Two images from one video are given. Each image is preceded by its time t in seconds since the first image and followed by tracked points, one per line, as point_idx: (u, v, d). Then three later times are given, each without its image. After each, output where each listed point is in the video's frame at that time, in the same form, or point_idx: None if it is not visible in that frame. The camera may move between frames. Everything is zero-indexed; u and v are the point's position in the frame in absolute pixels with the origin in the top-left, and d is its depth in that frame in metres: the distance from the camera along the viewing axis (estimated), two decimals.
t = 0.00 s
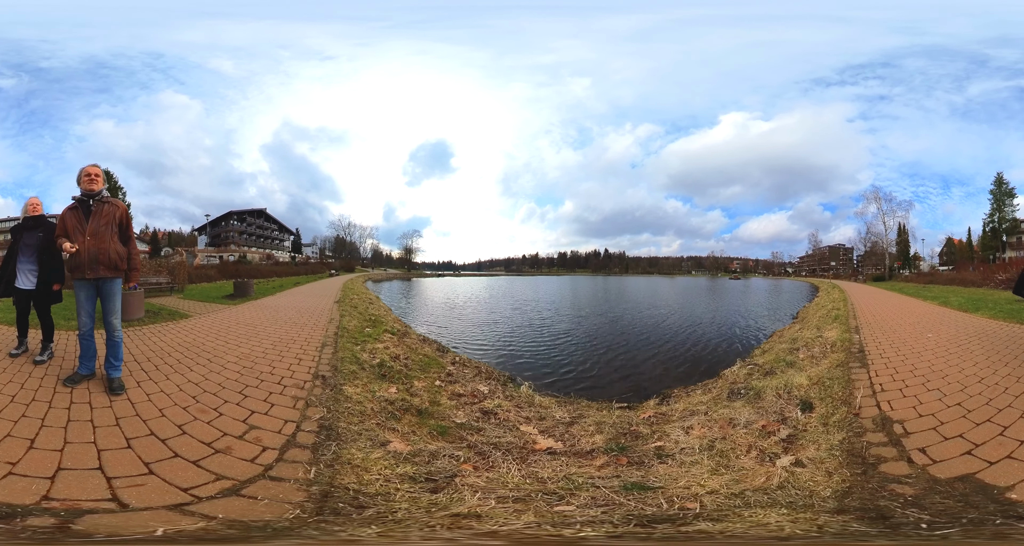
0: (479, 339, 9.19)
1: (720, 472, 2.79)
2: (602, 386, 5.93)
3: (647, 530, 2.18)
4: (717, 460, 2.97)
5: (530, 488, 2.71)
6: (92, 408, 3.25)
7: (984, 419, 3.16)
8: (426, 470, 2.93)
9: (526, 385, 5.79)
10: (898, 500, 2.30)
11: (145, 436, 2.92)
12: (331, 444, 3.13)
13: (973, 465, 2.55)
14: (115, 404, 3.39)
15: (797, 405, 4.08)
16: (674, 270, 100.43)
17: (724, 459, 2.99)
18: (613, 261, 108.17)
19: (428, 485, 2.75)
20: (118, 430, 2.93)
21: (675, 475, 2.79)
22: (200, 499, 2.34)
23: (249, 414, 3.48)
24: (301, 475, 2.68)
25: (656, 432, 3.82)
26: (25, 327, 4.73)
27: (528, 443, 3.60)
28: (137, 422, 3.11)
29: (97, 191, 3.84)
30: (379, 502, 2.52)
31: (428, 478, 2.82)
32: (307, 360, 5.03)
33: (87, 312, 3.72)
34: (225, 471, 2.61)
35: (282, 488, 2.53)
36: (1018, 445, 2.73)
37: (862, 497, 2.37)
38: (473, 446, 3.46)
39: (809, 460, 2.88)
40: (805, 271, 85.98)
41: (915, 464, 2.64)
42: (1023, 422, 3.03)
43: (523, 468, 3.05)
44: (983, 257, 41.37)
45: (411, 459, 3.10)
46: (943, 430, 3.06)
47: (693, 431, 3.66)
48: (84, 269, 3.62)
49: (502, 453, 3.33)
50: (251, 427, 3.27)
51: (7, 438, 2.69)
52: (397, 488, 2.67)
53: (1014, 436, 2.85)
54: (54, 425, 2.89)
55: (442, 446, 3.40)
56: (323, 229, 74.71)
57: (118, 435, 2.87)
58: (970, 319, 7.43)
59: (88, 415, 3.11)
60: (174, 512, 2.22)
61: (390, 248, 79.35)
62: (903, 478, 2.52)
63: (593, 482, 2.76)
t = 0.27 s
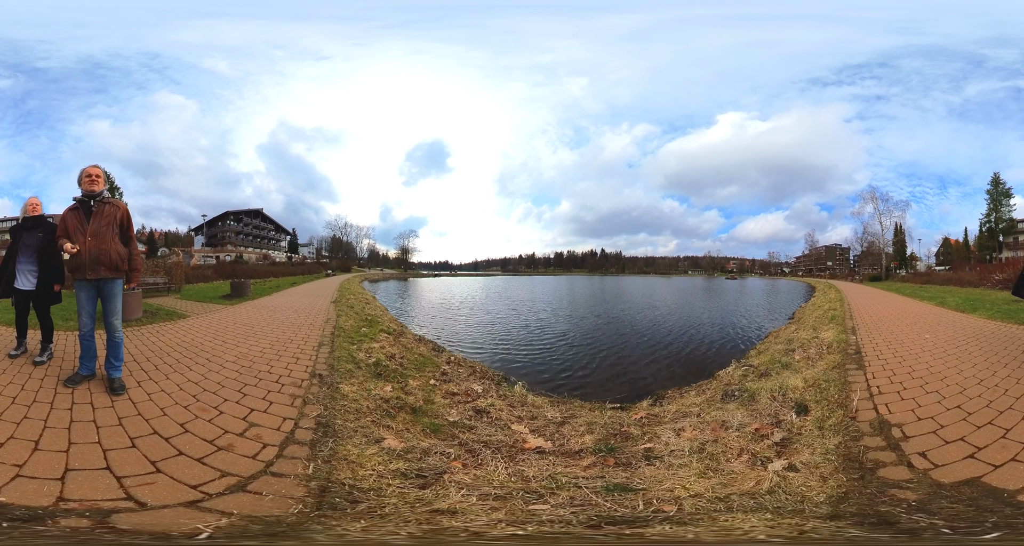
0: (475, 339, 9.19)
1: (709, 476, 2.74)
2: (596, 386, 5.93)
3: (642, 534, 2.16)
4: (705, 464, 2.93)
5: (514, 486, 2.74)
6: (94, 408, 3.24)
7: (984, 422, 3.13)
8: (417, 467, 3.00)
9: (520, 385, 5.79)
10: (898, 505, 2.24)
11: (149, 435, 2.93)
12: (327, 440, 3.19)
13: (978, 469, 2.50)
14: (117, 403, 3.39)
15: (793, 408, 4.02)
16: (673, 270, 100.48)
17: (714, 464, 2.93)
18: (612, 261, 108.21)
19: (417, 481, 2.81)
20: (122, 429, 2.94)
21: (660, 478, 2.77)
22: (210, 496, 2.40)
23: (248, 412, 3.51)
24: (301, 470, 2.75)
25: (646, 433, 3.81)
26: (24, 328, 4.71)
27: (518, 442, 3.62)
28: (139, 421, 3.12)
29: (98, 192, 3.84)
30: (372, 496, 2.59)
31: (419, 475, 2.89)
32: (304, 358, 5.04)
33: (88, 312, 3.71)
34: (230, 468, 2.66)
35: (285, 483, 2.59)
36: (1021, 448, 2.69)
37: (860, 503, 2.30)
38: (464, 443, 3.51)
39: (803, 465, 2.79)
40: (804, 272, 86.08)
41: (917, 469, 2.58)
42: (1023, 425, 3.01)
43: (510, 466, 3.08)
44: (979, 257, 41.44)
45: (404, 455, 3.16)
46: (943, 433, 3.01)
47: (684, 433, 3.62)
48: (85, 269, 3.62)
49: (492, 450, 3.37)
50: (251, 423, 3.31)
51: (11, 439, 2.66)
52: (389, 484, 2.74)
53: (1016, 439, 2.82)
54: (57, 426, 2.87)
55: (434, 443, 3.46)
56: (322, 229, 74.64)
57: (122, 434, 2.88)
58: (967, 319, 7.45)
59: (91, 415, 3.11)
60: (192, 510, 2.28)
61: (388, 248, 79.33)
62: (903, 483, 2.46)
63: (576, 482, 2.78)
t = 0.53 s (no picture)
0: (472, 339, 9.19)
1: (699, 477, 2.73)
2: (591, 387, 5.92)
3: (635, 533, 2.17)
4: (697, 465, 2.92)
5: (503, 485, 2.73)
6: (94, 408, 3.23)
7: (982, 424, 3.13)
8: (411, 465, 3.01)
9: (515, 384, 5.79)
10: (894, 509, 2.24)
11: (150, 434, 2.93)
12: (325, 438, 3.20)
13: (979, 471, 2.49)
14: (117, 403, 3.38)
15: (788, 409, 4.01)
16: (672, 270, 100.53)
17: (705, 465, 2.92)
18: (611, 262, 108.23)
19: (411, 478, 2.82)
20: (123, 429, 2.93)
21: (649, 479, 2.77)
22: (215, 494, 2.41)
23: (247, 411, 3.51)
24: (301, 468, 2.76)
25: (640, 434, 3.81)
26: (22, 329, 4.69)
27: (511, 440, 3.63)
28: (139, 421, 3.11)
29: (97, 193, 3.84)
30: (367, 493, 2.59)
31: (413, 472, 2.90)
32: (301, 358, 5.05)
33: (87, 313, 3.70)
34: (231, 466, 2.67)
35: (286, 481, 2.61)
36: (1021, 451, 2.69)
37: (855, 506, 2.29)
38: (458, 442, 3.51)
39: (796, 467, 2.77)
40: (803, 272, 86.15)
41: (915, 472, 2.56)
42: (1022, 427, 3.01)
43: (502, 464, 3.08)
44: (977, 257, 41.57)
45: (399, 453, 3.17)
46: (941, 435, 3.01)
47: (677, 434, 3.62)
48: (85, 269, 3.62)
49: (485, 449, 3.38)
50: (250, 422, 3.31)
51: (11, 442, 2.63)
52: (384, 481, 2.74)
53: (1016, 441, 2.81)
54: (58, 427, 2.85)
55: (428, 441, 3.47)
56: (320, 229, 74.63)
57: (123, 434, 2.87)
58: (964, 320, 7.47)
59: (91, 415, 3.09)
60: (202, 507, 2.30)
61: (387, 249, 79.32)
62: (901, 486, 2.45)
63: (565, 481, 2.78)
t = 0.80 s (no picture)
0: (469, 339, 9.20)
1: (692, 478, 2.73)
2: (587, 387, 5.92)
3: (629, 533, 2.17)
4: (691, 465, 2.93)
5: (498, 484, 2.74)
6: (93, 408, 3.22)
7: (981, 425, 3.13)
8: (408, 463, 3.01)
9: (511, 384, 5.80)
10: (890, 511, 2.24)
11: (149, 434, 2.93)
12: (323, 437, 3.20)
13: (978, 473, 2.49)
14: (116, 404, 3.38)
15: (783, 410, 4.02)
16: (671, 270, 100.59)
17: (698, 466, 2.92)
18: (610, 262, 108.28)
19: (407, 476, 2.82)
20: (122, 429, 2.93)
21: (641, 479, 2.77)
22: (216, 492, 2.42)
23: (245, 410, 3.51)
24: (300, 467, 2.77)
25: (634, 434, 3.81)
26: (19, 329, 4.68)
27: (506, 439, 3.64)
28: (138, 421, 3.11)
29: (96, 192, 3.84)
30: (365, 491, 2.60)
31: (410, 470, 2.91)
32: (298, 357, 5.05)
33: (86, 313, 3.69)
34: (231, 465, 2.67)
35: (284, 479, 2.61)
36: (1021, 452, 2.69)
37: (850, 508, 2.29)
38: (454, 441, 3.52)
39: (791, 468, 2.77)
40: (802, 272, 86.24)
41: (913, 474, 2.56)
42: (1021, 428, 3.01)
43: (497, 463, 3.09)
44: (975, 257, 41.67)
45: (396, 451, 3.18)
46: (939, 436, 3.01)
47: (672, 434, 3.62)
48: (84, 269, 3.62)
49: (480, 447, 3.38)
50: (249, 421, 3.31)
51: (10, 442, 2.62)
52: (381, 479, 2.74)
53: (1015, 442, 2.81)
54: (58, 427, 2.85)
55: (424, 440, 3.47)
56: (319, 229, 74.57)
57: (122, 434, 2.87)
58: (961, 320, 7.48)
59: (90, 415, 3.08)
60: (207, 506, 2.31)
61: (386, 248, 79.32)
62: (898, 487, 2.45)
63: (557, 480, 2.79)
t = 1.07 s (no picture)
0: (467, 339, 9.20)
1: (686, 478, 2.73)
2: (584, 387, 5.93)
3: (627, 534, 2.17)
4: (686, 466, 2.93)
5: (493, 483, 2.74)
6: (91, 408, 3.21)
7: (978, 425, 3.14)
8: (404, 462, 3.01)
9: (508, 384, 5.80)
10: (887, 512, 2.24)
11: (147, 434, 2.93)
12: (320, 436, 3.20)
13: (977, 474, 2.49)
14: (113, 404, 3.37)
15: (780, 411, 4.02)
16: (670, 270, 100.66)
17: (693, 466, 2.92)
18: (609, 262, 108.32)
19: (403, 475, 2.82)
20: (120, 430, 2.92)
21: (636, 479, 2.77)
22: (215, 492, 2.41)
23: (243, 410, 3.51)
24: (297, 466, 2.77)
25: (630, 434, 3.81)
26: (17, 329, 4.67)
27: (502, 439, 3.64)
28: (136, 421, 3.10)
29: (94, 193, 3.83)
30: (362, 490, 2.60)
31: (406, 469, 2.91)
32: (295, 357, 5.04)
33: (84, 313, 3.68)
34: (229, 465, 2.67)
35: (282, 478, 2.61)
36: (1019, 452, 2.69)
37: (846, 509, 2.29)
38: (450, 440, 3.52)
39: (786, 469, 2.76)
40: (801, 272, 86.34)
41: (911, 475, 2.56)
42: (1018, 428, 3.02)
43: (492, 462, 3.09)
44: (972, 257, 41.77)
45: (393, 451, 3.18)
46: (936, 436, 3.01)
47: (667, 434, 3.62)
48: (81, 270, 3.61)
49: (476, 447, 3.38)
50: (246, 421, 3.31)
51: (9, 443, 2.61)
52: (377, 479, 2.74)
53: (1013, 443, 2.81)
54: (56, 428, 2.84)
55: (420, 440, 3.47)
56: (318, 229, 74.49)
57: (121, 434, 2.87)
58: (958, 320, 7.51)
59: (88, 416, 3.08)
60: (207, 506, 2.31)
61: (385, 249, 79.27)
62: (895, 488, 2.45)
63: (551, 480, 2.79)
